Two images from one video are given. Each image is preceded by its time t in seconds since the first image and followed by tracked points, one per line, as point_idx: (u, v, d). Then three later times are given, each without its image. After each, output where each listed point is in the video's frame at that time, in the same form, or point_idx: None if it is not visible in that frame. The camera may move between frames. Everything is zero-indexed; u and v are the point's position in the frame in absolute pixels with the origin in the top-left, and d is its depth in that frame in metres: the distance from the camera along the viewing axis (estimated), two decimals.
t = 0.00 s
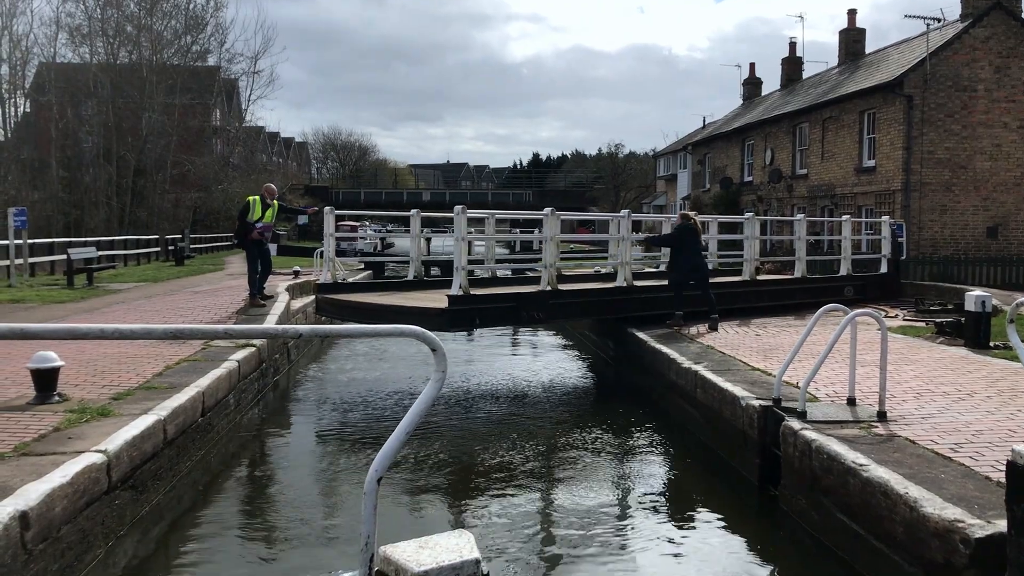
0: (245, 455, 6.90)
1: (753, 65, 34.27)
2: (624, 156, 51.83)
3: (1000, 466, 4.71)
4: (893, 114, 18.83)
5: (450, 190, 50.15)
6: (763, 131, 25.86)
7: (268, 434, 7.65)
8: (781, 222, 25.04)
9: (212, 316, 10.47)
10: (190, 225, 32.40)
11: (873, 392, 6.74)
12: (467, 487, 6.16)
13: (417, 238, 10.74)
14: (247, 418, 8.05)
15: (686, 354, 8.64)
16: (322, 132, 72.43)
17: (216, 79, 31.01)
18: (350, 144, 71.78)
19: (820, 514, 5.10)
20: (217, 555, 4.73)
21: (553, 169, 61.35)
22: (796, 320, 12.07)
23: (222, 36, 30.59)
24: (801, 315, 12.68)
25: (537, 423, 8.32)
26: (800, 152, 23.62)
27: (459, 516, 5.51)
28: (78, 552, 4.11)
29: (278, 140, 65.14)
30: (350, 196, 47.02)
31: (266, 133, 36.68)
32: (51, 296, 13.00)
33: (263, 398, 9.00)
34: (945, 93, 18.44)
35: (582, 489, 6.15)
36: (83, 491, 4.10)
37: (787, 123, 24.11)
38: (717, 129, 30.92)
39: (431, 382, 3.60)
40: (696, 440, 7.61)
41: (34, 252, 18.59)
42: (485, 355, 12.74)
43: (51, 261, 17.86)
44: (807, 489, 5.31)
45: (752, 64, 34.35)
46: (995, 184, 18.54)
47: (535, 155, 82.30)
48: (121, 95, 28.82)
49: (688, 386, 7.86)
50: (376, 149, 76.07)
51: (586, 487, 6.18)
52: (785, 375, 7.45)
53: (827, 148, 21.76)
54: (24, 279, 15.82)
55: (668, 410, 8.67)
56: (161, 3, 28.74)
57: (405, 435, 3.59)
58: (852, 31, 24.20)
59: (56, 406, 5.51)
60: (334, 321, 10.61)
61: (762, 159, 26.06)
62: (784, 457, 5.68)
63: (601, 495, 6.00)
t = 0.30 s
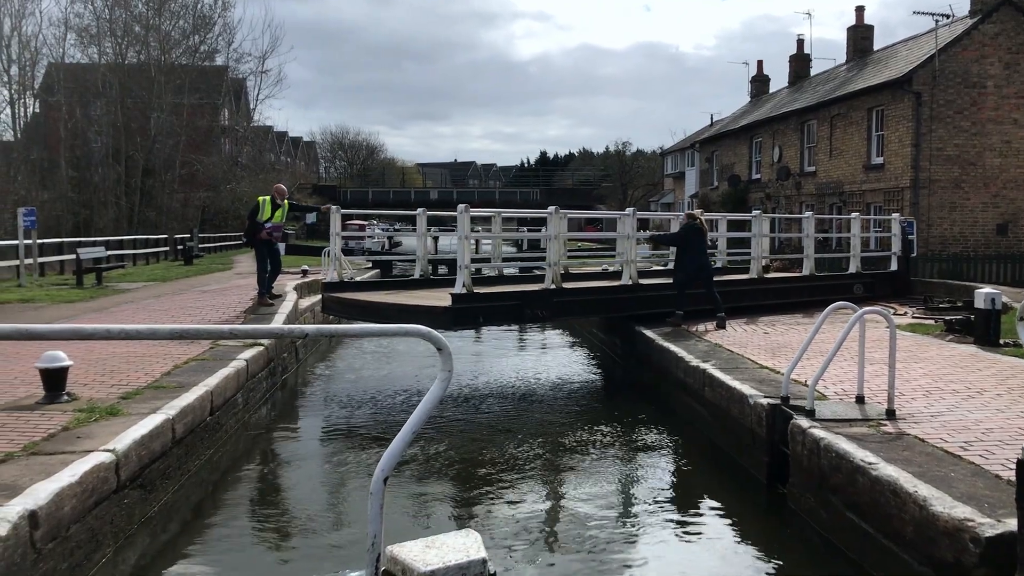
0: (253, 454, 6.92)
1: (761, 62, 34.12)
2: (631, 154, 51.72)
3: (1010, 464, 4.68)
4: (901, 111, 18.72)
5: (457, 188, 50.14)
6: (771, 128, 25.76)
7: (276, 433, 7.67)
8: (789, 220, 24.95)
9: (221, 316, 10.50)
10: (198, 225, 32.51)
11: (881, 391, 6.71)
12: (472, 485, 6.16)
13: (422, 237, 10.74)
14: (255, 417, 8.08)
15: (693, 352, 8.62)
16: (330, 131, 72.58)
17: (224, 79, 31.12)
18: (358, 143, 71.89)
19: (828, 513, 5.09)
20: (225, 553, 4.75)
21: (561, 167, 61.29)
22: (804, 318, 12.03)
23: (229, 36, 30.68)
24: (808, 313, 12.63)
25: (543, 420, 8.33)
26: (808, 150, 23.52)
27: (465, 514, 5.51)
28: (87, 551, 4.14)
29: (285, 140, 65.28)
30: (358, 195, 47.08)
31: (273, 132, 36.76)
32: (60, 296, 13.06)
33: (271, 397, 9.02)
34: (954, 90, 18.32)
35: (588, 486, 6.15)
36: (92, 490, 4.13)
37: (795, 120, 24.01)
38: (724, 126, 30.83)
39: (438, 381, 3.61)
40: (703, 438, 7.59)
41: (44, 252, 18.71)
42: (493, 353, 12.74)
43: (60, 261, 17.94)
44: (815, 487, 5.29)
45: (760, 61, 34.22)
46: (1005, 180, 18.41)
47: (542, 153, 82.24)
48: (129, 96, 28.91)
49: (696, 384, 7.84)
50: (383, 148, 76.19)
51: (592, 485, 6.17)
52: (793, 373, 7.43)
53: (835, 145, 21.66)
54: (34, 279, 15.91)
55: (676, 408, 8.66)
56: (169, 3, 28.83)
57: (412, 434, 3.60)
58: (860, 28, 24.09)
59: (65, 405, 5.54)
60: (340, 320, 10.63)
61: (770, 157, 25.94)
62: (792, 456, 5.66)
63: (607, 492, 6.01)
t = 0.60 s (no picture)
0: (262, 454, 6.94)
1: (769, 61, 34.00)
2: (638, 154, 51.56)
3: (1020, 465, 4.65)
4: (911, 110, 18.62)
5: (465, 188, 50.18)
6: (780, 127, 25.66)
7: (284, 432, 7.70)
8: (798, 219, 24.85)
9: (229, 316, 10.53)
10: (207, 225, 32.62)
11: (889, 391, 6.67)
12: (476, 485, 6.15)
13: (428, 237, 10.73)
14: (264, 417, 8.10)
15: (701, 351, 8.59)
16: (338, 131, 72.70)
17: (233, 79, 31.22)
18: (366, 143, 72.02)
19: (836, 513, 5.06)
20: (232, 553, 4.76)
21: (569, 167, 61.24)
22: (813, 317, 11.97)
23: (237, 37, 30.78)
24: (817, 312, 12.57)
25: (548, 420, 8.32)
26: (817, 149, 23.42)
27: (467, 514, 5.49)
28: (95, 550, 4.15)
29: (294, 140, 65.46)
30: (366, 195, 47.17)
31: (281, 133, 36.86)
32: (70, 295, 13.12)
33: (279, 397, 9.05)
34: (964, 88, 18.22)
35: (591, 486, 6.13)
36: (100, 489, 4.15)
37: (804, 119, 23.91)
38: (733, 125, 30.72)
39: (442, 381, 3.61)
40: (710, 437, 7.58)
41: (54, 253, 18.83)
42: (500, 352, 12.73)
43: (69, 261, 18.03)
44: (823, 487, 5.27)
45: (768, 60, 34.10)
46: (1015, 179, 18.29)
47: (549, 152, 82.22)
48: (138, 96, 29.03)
49: (703, 384, 7.82)
50: (391, 148, 76.32)
51: (595, 485, 6.16)
52: (800, 373, 7.40)
53: (844, 144, 21.56)
54: (44, 279, 16.00)
55: (683, 407, 8.63)
56: (178, 4, 28.93)
57: (417, 434, 3.60)
58: (868, 27, 23.97)
59: (74, 405, 5.56)
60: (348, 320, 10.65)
61: (778, 156, 25.84)
62: (800, 456, 5.64)
63: (613, 491, 6.00)
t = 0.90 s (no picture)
0: (270, 454, 6.96)
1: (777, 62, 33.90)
2: (646, 154, 51.52)
3: None
4: (919, 110, 18.53)
5: (473, 189, 50.22)
6: (788, 127, 25.58)
7: (292, 433, 7.72)
8: (806, 220, 24.77)
9: (236, 316, 10.58)
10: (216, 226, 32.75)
11: (898, 392, 6.63)
12: (480, 486, 6.15)
13: (434, 238, 10.73)
14: (272, 417, 8.13)
15: (708, 352, 8.56)
16: (346, 133, 72.87)
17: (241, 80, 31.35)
18: (374, 144, 72.20)
19: (844, 515, 5.04)
20: (241, 553, 4.78)
21: (576, 168, 61.20)
22: (821, 318, 11.94)
23: (246, 38, 30.91)
24: (825, 313, 12.53)
25: (554, 421, 8.32)
26: (825, 149, 23.34)
27: (471, 515, 5.49)
28: (103, 551, 4.17)
29: (302, 141, 65.67)
30: (374, 196, 47.27)
31: (290, 134, 36.97)
32: (79, 296, 13.19)
33: (288, 397, 9.08)
34: (973, 88, 18.12)
35: (596, 487, 6.12)
36: (108, 490, 4.17)
37: (812, 120, 23.83)
38: (741, 126, 30.63)
39: (446, 382, 3.60)
40: (718, 438, 7.56)
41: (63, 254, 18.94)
42: (508, 353, 12.74)
43: (79, 262, 18.14)
44: (831, 488, 5.24)
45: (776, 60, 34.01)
46: None
47: (557, 153, 82.21)
48: (147, 97, 29.18)
49: (711, 385, 7.79)
50: (399, 149, 76.45)
51: (600, 486, 6.15)
52: (809, 374, 7.38)
53: (852, 145, 21.48)
54: (53, 280, 16.10)
55: (691, 408, 8.61)
56: (187, 6, 29.05)
57: (421, 435, 3.60)
58: (877, 27, 23.88)
59: (82, 405, 5.60)
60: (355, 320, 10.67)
61: (787, 156, 25.77)
62: (808, 457, 5.62)
63: (618, 492, 6.01)
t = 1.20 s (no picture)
0: (276, 455, 6.97)
1: (785, 62, 33.79)
2: (653, 155, 51.45)
3: None
4: (928, 109, 18.44)
5: (480, 190, 50.25)
6: (796, 128, 25.48)
7: (299, 434, 7.73)
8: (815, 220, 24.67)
9: (244, 317, 10.61)
10: (224, 227, 32.84)
11: (906, 393, 6.60)
12: (485, 486, 6.15)
13: (439, 239, 10.71)
14: (279, 418, 8.14)
15: (715, 353, 8.54)
16: (354, 134, 72.98)
17: (249, 82, 31.45)
18: (382, 145, 72.31)
19: (851, 517, 5.01)
20: (247, 554, 4.79)
21: (584, 168, 61.19)
22: (829, 318, 11.90)
23: (254, 40, 31.00)
24: (833, 314, 12.48)
25: (558, 421, 8.32)
26: (833, 149, 23.25)
27: (477, 516, 5.50)
28: (109, 551, 4.19)
29: (310, 142, 65.82)
30: (381, 197, 47.35)
31: (297, 135, 37.07)
32: (87, 297, 13.25)
33: (294, 398, 9.10)
34: (982, 88, 18.02)
35: (601, 488, 6.11)
36: (115, 491, 4.19)
37: (820, 120, 23.74)
38: (748, 126, 30.55)
39: (450, 384, 3.60)
40: (725, 439, 7.54)
41: (72, 255, 19.04)
42: (514, 353, 12.73)
43: (88, 263, 18.24)
44: (839, 490, 5.21)
45: (784, 60, 33.91)
46: None
47: (565, 154, 82.15)
48: (156, 99, 29.29)
49: (717, 386, 7.77)
50: (407, 150, 76.56)
51: (605, 487, 6.14)
52: (816, 375, 7.35)
53: (861, 145, 21.38)
54: (62, 281, 16.20)
55: (697, 409, 8.59)
56: (195, 7, 29.13)
57: (425, 436, 3.60)
58: (885, 26, 23.77)
59: (89, 406, 5.63)
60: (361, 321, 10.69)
61: (795, 157, 25.66)
62: (815, 458, 5.59)
63: (622, 492, 6.00)
